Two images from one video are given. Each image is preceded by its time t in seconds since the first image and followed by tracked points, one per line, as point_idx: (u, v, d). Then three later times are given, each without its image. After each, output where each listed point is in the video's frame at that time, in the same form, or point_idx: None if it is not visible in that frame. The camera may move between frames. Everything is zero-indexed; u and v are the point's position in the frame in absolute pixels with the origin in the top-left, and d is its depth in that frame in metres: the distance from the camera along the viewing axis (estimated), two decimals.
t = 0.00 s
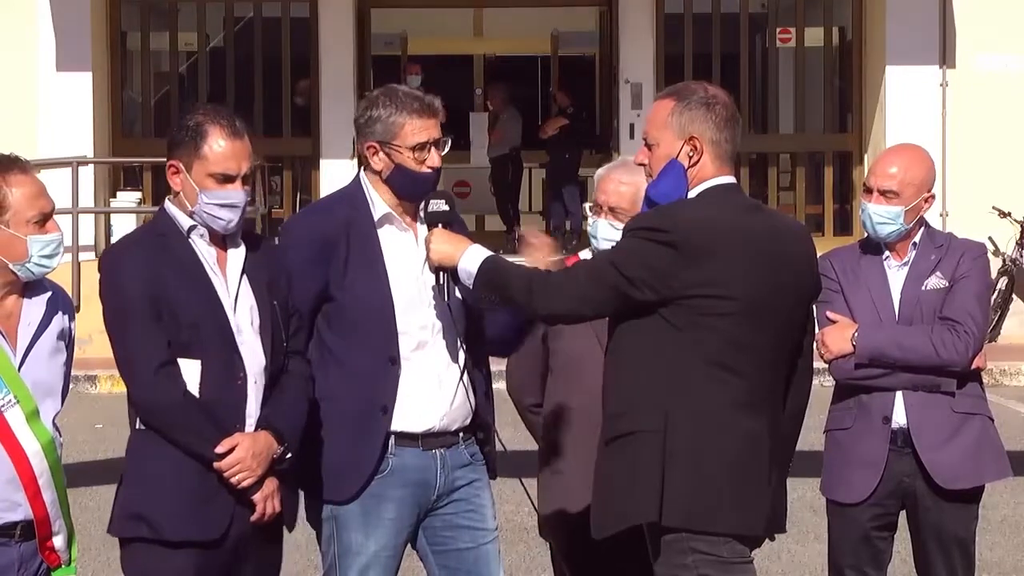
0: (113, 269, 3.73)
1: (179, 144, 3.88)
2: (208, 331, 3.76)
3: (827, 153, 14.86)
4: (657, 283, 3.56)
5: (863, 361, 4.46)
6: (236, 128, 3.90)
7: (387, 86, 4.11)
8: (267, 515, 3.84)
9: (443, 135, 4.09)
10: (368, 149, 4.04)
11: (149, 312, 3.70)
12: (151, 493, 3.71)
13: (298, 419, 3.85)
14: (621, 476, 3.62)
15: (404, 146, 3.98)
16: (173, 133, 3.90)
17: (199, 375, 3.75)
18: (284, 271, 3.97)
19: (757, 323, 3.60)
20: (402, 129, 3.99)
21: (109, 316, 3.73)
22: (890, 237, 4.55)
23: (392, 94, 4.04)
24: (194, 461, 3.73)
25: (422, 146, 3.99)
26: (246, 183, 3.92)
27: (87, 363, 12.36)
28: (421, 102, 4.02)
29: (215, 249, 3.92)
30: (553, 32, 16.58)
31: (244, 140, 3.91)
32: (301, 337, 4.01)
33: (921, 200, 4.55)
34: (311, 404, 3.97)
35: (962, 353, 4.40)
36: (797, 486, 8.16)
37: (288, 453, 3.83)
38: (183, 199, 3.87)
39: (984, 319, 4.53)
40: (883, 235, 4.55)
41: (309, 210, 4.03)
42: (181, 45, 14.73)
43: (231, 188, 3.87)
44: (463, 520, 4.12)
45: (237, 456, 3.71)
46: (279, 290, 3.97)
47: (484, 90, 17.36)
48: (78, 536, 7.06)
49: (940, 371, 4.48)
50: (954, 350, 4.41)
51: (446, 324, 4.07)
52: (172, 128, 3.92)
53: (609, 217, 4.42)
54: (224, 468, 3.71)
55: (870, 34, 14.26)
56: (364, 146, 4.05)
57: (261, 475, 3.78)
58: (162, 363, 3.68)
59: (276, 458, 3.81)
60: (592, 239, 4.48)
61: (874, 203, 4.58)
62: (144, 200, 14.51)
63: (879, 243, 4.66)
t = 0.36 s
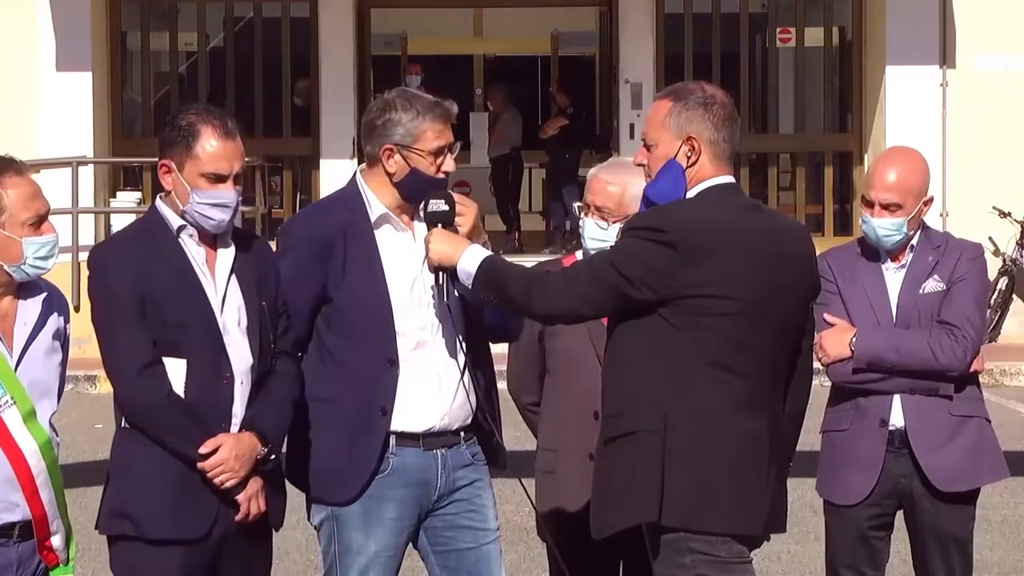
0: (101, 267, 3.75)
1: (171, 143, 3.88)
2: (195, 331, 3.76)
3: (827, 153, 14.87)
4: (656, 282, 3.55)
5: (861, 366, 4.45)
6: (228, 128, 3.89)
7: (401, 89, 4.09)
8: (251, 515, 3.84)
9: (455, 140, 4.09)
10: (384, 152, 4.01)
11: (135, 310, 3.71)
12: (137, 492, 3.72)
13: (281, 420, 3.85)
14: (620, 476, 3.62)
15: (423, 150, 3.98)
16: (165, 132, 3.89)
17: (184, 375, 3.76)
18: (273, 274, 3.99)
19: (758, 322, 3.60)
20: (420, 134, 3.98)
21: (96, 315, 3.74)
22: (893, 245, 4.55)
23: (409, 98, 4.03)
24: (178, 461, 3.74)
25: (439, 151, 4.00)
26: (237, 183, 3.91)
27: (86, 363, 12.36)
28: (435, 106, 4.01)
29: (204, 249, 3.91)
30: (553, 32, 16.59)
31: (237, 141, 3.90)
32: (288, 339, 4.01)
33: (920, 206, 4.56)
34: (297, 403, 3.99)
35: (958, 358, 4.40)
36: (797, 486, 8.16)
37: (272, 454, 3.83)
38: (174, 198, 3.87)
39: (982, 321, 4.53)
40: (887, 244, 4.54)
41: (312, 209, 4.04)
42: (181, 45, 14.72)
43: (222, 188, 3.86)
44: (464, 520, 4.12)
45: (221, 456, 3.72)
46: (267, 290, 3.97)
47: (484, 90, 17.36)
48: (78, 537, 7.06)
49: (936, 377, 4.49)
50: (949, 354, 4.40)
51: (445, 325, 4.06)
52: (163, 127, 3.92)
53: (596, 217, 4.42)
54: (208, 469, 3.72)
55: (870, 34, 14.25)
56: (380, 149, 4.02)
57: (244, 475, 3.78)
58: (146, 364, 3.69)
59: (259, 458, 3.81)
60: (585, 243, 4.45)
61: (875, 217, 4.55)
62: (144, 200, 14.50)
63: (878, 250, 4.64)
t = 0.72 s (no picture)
0: (95, 267, 3.75)
1: (163, 142, 3.88)
2: (191, 331, 3.77)
3: (827, 153, 14.88)
4: (656, 282, 3.56)
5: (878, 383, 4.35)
6: (219, 125, 3.91)
7: (411, 90, 4.08)
8: (246, 515, 3.85)
9: (462, 143, 4.09)
10: (390, 154, 4.01)
11: (131, 310, 3.72)
12: (133, 492, 3.73)
13: (278, 419, 3.91)
14: (620, 475, 3.62)
15: (429, 153, 3.98)
16: (156, 132, 3.90)
17: (179, 374, 3.76)
18: (267, 271, 4.02)
19: (758, 323, 3.60)
20: (428, 136, 3.97)
21: (92, 317, 3.74)
22: (886, 254, 4.50)
23: (420, 101, 4.03)
24: (174, 460, 3.74)
25: (445, 154, 4.00)
26: (229, 180, 3.91)
27: (86, 362, 12.42)
28: (440, 110, 4.01)
29: (198, 248, 3.91)
30: (553, 32, 16.60)
31: (228, 136, 3.91)
32: (283, 339, 4.02)
33: (910, 213, 4.50)
34: (291, 401, 4.04)
35: (967, 362, 4.38)
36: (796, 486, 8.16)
37: (268, 454, 3.88)
38: (168, 197, 3.88)
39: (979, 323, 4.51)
40: (880, 253, 4.50)
41: (312, 210, 4.05)
42: (181, 45, 14.73)
43: (214, 183, 3.87)
44: (464, 520, 4.12)
45: (216, 456, 3.73)
46: (261, 291, 3.99)
47: (484, 90, 17.37)
48: (77, 537, 7.06)
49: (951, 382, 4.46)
50: (959, 358, 4.38)
51: (445, 325, 4.07)
52: (155, 128, 3.93)
53: (593, 216, 4.43)
54: (204, 468, 3.73)
55: (870, 34, 14.23)
56: (386, 151, 4.02)
57: (239, 475, 3.80)
58: (141, 364, 3.69)
59: (254, 458, 3.85)
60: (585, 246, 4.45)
61: (870, 233, 4.49)
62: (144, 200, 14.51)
63: (869, 262, 4.60)
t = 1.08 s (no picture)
0: (94, 268, 3.75)
1: (161, 139, 3.90)
2: (191, 331, 3.76)
3: (827, 153, 14.88)
4: (656, 283, 3.56)
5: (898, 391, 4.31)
6: (214, 119, 3.92)
7: (406, 88, 4.07)
8: (247, 515, 3.84)
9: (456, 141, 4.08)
10: (384, 151, 4.02)
11: (130, 311, 3.71)
12: (133, 493, 3.73)
13: (276, 418, 3.90)
14: (621, 476, 3.62)
15: (420, 152, 3.98)
16: (153, 130, 3.93)
17: (179, 374, 3.75)
18: (268, 271, 4.02)
19: (759, 324, 3.60)
20: (419, 136, 3.97)
21: (91, 317, 3.74)
22: (869, 261, 4.44)
23: (411, 99, 4.02)
24: (175, 460, 3.74)
25: (436, 153, 4.00)
26: (229, 172, 3.93)
27: (86, 362, 12.44)
28: (432, 108, 4.01)
29: (198, 247, 3.92)
30: (553, 32, 16.59)
31: (224, 130, 3.92)
32: (282, 339, 4.01)
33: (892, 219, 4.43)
34: (292, 399, 4.04)
35: (971, 358, 4.40)
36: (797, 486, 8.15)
37: (267, 454, 3.86)
38: (166, 194, 3.89)
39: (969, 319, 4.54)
40: (864, 261, 4.44)
41: (313, 210, 4.04)
42: (181, 45, 14.73)
43: (212, 177, 3.87)
44: (465, 520, 4.12)
45: (217, 456, 3.73)
46: (261, 291, 3.98)
47: (484, 90, 17.39)
48: (76, 537, 7.06)
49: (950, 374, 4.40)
50: (964, 355, 4.38)
51: (446, 325, 4.07)
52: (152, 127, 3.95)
53: (596, 216, 4.42)
54: (204, 468, 3.73)
55: (870, 34, 14.21)
56: (381, 149, 4.02)
57: (240, 475, 3.80)
58: (140, 364, 3.69)
59: (254, 458, 3.84)
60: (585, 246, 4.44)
61: (853, 243, 4.43)
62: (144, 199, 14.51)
63: (849, 269, 4.54)
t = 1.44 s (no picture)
0: (96, 268, 3.75)
1: (163, 139, 3.89)
2: (195, 331, 3.76)
3: (827, 153, 14.89)
4: (657, 284, 3.56)
5: (856, 358, 4.37)
6: (216, 117, 3.92)
7: (393, 88, 4.10)
8: (252, 516, 3.84)
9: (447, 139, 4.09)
10: (372, 151, 4.04)
11: (133, 311, 3.70)
12: (137, 491, 3.72)
13: (281, 420, 3.85)
14: (622, 475, 3.62)
15: (406, 150, 3.98)
16: (155, 131, 3.92)
17: (184, 374, 3.75)
18: (269, 267, 4.00)
19: (758, 323, 3.60)
20: (403, 133, 3.99)
21: (95, 319, 3.74)
22: (854, 265, 4.43)
23: (397, 96, 4.03)
24: (179, 460, 3.73)
25: (424, 150, 3.99)
26: (233, 170, 3.93)
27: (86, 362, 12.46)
28: (420, 105, 4.01)
29: (201, 247, 3.91)
30: (554, 32, 16.60)
31: (226, 127, 3.92)
32: (287, 338, 4.00)
33: (875, 223, 4.42)
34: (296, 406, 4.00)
35: (949, 355, 4.37)
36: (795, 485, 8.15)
37: (272, 453, 3.84)
38: (170, 192, 3.86)
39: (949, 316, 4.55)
40: (848, 266, 4.43)
41: (315, 208, 4.05)
42: (181, 45, 14.75)
43: (216, 174, 3.87)
44: (464, 520, 4.12)
45: (222, 456, 3.72)
46: (264, 290, 3.96)
47: (484, 90, 17.42)
48: (77, 536, 7.06)
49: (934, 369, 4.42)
50: (941, 351, 4.36)
51: (447, 324, 4.08)
52: (154, 127, 3.94)
53: (608, 222, 4.41)
54: (210, 468, 3.72)
55: (870, 34, 14.21)
56: (369, 148, 4.04)
57: (245, 475, 3.78)
58: (145, 364, 3.68)
59: (259, 458, 3.82)
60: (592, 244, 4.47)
61: (839, 249, 4.41)
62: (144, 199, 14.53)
63: (836, 274, 4.55)
